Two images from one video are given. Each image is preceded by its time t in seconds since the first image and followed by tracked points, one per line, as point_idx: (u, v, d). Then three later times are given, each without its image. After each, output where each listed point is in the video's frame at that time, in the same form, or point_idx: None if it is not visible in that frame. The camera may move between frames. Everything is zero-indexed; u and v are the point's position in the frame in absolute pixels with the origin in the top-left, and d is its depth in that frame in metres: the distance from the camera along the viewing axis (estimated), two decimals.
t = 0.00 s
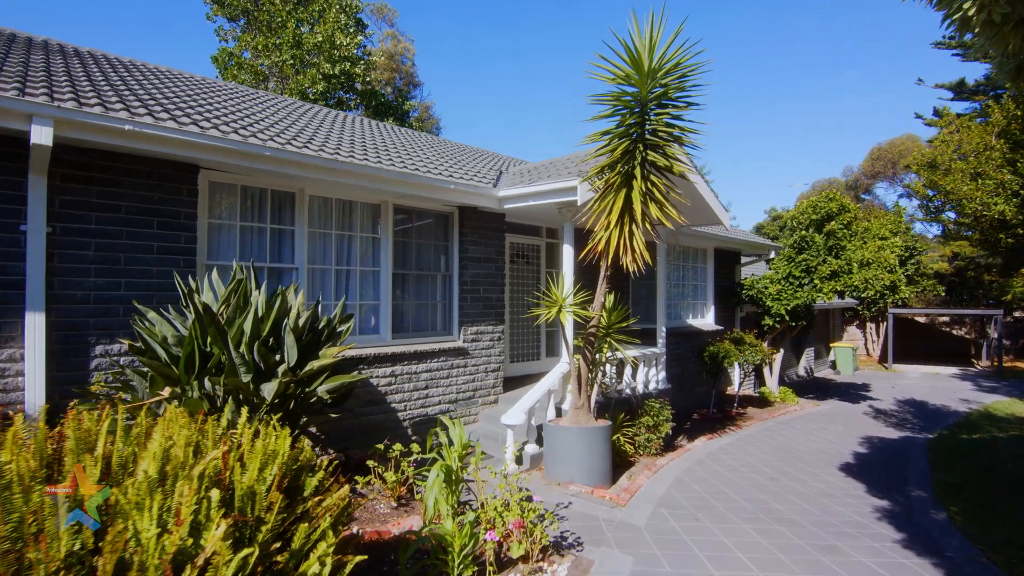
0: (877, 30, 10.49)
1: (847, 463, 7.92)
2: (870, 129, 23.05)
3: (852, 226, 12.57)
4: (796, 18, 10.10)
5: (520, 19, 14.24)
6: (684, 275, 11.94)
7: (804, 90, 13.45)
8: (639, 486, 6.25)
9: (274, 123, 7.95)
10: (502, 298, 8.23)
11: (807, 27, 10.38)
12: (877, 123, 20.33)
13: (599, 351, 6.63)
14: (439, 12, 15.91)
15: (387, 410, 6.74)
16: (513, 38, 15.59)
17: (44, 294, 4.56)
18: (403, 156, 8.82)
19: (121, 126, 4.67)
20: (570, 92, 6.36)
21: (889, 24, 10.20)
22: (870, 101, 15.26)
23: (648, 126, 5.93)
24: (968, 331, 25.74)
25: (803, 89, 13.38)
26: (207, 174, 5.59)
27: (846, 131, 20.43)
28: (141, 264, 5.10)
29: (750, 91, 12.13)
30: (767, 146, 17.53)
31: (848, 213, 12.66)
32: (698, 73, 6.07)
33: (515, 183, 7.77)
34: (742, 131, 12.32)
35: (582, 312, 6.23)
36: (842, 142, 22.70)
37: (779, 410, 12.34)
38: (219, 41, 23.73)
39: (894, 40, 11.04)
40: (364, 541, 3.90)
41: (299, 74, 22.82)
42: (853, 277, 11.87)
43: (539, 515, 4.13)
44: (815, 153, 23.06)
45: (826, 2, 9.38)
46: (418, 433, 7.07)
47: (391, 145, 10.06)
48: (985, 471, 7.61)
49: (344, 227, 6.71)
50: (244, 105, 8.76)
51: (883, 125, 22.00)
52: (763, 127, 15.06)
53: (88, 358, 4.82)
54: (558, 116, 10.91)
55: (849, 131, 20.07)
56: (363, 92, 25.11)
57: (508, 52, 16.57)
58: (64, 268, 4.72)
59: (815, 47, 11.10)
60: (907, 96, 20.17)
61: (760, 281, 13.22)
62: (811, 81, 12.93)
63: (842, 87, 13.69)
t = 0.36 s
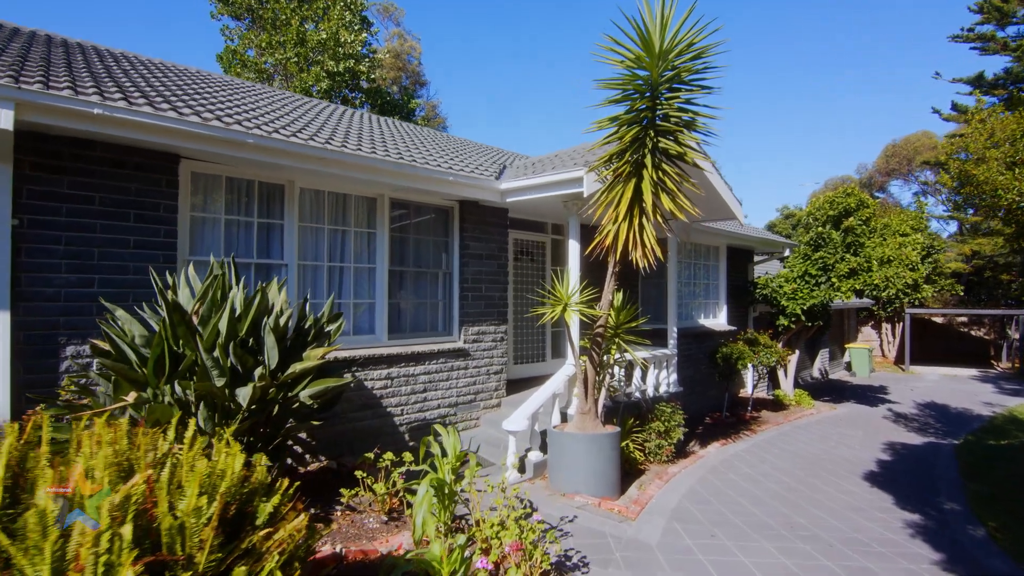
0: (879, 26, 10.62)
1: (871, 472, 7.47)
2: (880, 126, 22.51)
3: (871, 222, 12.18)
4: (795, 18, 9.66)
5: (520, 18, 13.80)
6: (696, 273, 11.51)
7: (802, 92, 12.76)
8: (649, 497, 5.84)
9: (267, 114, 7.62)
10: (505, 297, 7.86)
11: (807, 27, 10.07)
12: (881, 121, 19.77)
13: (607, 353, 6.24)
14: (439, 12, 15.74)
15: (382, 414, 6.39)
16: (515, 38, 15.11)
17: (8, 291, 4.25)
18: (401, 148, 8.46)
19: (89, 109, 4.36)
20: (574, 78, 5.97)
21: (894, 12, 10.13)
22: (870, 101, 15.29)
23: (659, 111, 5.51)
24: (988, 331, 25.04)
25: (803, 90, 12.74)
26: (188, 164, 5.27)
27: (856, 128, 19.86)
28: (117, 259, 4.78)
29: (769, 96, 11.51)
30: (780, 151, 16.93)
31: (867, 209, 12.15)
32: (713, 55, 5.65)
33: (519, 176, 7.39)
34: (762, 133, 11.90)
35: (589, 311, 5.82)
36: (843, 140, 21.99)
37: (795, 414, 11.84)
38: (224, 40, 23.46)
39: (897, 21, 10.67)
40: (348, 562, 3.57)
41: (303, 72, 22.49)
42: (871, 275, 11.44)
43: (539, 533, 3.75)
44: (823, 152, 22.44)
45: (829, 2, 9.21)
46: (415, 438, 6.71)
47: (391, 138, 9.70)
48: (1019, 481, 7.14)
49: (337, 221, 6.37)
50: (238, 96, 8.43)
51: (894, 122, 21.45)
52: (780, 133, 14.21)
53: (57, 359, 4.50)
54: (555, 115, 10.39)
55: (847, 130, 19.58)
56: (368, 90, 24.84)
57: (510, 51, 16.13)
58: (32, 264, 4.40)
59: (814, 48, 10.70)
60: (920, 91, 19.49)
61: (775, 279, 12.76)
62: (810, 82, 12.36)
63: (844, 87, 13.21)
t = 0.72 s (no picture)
0: (883, 23, 10.09)
1: (902, 483, 6.96)
2: (883, 129, 22.05)
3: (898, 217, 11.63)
4: (801, 20, 8.87)
5: (535, 12, 13.27)
6: (712, 271, 11.02)
7: (806, 95, 12.12)
8: (663, 512, 5.40)
9: (262, 103, 7.28)
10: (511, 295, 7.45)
11: (812, 27, 9.26)
12: (882, 121, 19.12)
13: (618, 354, 5.80)
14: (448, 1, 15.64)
15: (378, 420, 6.02)
16: (537, 27, 14.51)
17: None
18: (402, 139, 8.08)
19: (52, 90, 4.01)
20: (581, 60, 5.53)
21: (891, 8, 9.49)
22: (874, 101, 14.72)
23: (674, 93, 5.07)
24: (1015, 333, 24.15)
25: (807, 91, 11.91)
26: (167, 152, 4.93)
27: (873, 125, 19.09)
28: (90, 252, 4.45)
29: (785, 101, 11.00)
30: (798, 145, 16.33)
31: (893, 202, 11.54)
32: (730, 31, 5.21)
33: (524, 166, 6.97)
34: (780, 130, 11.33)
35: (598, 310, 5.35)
36: (849, 141, 21.39)
37: (817, 419, 11.28)
38: (233, 39, 23.26)
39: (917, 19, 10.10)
40: None
41: (311, 70, 22.36)
42: (897, 273, 10.94)
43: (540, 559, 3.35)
44: (826, 153, 21.56)
45: None
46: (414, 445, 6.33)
47: (394, 129, 9.33)
48: None
49: (330, 214, 6.00)
50: (234, 85, 8.10)
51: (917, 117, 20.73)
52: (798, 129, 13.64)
53: (23, 358, 4.18)
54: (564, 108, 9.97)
55: (848, 131, 18.99)
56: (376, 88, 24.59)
57: (539, 37, 15.42)
58: None
59: (819, 49, 9.96)
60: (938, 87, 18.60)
61: (794, 278, 12.21)
62: (815, 82, 11.58)
63: (847, 87, 12.58)
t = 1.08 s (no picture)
0: (884, 23, 9.17)
1: (942, 496, 6.43)
2: (884, 130, 20.18)
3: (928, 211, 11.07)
4: (806, 20, 7.47)
5: (538, 13, 12.83)
6: (731, 269, 10.54)
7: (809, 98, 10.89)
8: (681, 528, 4.99)
9: (258, 91, 6.99)
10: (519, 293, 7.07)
11: (817, 27, 7.98)
12: (882, 121, 17.86)
13: (632, 356, 5.39)
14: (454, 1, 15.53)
15: (377, 424, 5.68)
16: (543, 24, 14.08)
17: None
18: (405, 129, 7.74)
19: (16, 68, 3.69)
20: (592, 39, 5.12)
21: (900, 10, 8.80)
22: (874, 101, 13.74)
23: (693, 72, 4.61)
24: None
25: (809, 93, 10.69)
26: (150, 139, 4.63)
27: (890, 122, 18.34)
28: (65, 245, 4.17)
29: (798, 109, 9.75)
30: (820, 139, 15.68)
31: (922, 197, 10.95)
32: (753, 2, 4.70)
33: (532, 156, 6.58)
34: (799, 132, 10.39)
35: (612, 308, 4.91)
36: (851, 142, 20.22)
37: (842, 424, 10.73)
38: (244, 37, 23.12)
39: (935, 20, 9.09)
40: None
41: (321, 67, 22.24)
42: (929, 271, 10.39)
43: None
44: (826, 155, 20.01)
45: None
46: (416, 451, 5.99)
47: (399, 121, 8.99)
48: None
49: (327, 207, 5.68)
50: (232, 74, 7.82)
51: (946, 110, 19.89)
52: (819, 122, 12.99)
53: None
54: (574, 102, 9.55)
55: (849, 132, 18.14)
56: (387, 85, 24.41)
57: (543, 36, 15.17)
58: None
59: (820, 49, 8.87)
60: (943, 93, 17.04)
61: (818, 276, 11.68)
62: (815, 83, 10.48)
63: (847, 87, 11.77)
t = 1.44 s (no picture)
0: (889, 20, 7.67)
1: (991, 513, 5.88)
2: (882, 130, 18.53)
3: (966, 205, 10.34)
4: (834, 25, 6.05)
5: (544, 11, 12.40)
6: (753, 266, 10.03)
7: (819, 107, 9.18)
8: (703, 549, 4.56)
9: (254, 78, 6.67)
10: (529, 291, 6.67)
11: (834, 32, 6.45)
12: (882, 120, 16.22)
13: (650, 358, 4.95)
14: None
15: (375, 431, 5.32)
16: (550, 23, 13.69)
17: None
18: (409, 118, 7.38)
19: None
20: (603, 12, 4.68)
21: (899, 11, 7.85)
22: (874, 99, 12.12)
23: (716, 43, 4.15)
24: None
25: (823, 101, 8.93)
26: (131, 125, 4.35)
27: (890, 122, 16.73)
28: (36, 237, 3.88)
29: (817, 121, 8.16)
30: (846, 133, 14.93)
31: (960, 189, 10.25)
32: None
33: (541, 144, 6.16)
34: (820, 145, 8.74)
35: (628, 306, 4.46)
36: (852, 143, 18.43)
37: (873, 430, 10.14)
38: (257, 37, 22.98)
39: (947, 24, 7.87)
40: None
41: (332, 65, 22.04)
42: (968, 268, 9.80)
43: None
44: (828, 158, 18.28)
45: None
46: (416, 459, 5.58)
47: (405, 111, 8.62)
48: None
49: (322, 199, 5.33)
50: (231, 62, 7.51)
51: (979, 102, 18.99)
52: (846, 116, 12.26)
53: None
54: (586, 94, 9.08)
55: (850, 133, 16.48)
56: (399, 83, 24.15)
57: (550, 37, 14.83)
58: None
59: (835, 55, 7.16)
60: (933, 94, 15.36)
61: (846, 273, 11.11)
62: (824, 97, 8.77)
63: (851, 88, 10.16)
